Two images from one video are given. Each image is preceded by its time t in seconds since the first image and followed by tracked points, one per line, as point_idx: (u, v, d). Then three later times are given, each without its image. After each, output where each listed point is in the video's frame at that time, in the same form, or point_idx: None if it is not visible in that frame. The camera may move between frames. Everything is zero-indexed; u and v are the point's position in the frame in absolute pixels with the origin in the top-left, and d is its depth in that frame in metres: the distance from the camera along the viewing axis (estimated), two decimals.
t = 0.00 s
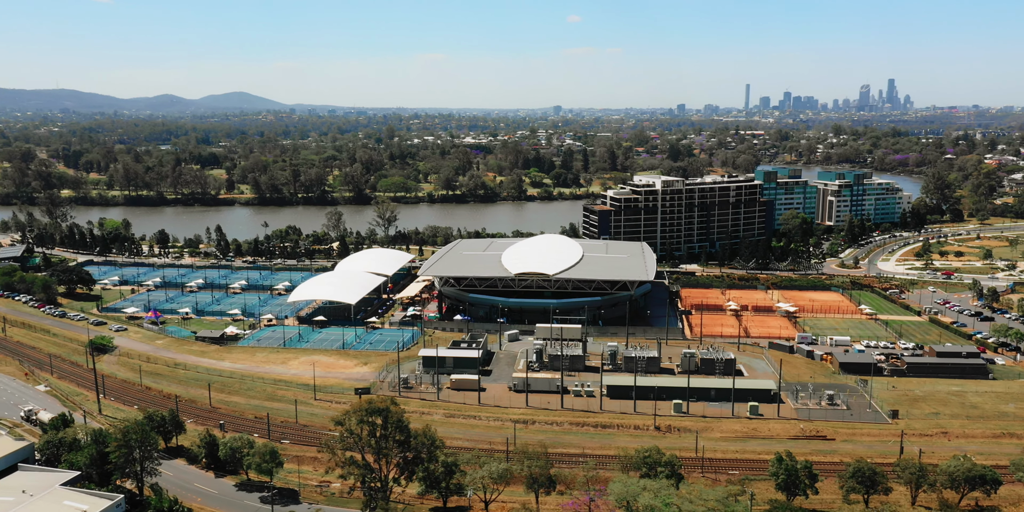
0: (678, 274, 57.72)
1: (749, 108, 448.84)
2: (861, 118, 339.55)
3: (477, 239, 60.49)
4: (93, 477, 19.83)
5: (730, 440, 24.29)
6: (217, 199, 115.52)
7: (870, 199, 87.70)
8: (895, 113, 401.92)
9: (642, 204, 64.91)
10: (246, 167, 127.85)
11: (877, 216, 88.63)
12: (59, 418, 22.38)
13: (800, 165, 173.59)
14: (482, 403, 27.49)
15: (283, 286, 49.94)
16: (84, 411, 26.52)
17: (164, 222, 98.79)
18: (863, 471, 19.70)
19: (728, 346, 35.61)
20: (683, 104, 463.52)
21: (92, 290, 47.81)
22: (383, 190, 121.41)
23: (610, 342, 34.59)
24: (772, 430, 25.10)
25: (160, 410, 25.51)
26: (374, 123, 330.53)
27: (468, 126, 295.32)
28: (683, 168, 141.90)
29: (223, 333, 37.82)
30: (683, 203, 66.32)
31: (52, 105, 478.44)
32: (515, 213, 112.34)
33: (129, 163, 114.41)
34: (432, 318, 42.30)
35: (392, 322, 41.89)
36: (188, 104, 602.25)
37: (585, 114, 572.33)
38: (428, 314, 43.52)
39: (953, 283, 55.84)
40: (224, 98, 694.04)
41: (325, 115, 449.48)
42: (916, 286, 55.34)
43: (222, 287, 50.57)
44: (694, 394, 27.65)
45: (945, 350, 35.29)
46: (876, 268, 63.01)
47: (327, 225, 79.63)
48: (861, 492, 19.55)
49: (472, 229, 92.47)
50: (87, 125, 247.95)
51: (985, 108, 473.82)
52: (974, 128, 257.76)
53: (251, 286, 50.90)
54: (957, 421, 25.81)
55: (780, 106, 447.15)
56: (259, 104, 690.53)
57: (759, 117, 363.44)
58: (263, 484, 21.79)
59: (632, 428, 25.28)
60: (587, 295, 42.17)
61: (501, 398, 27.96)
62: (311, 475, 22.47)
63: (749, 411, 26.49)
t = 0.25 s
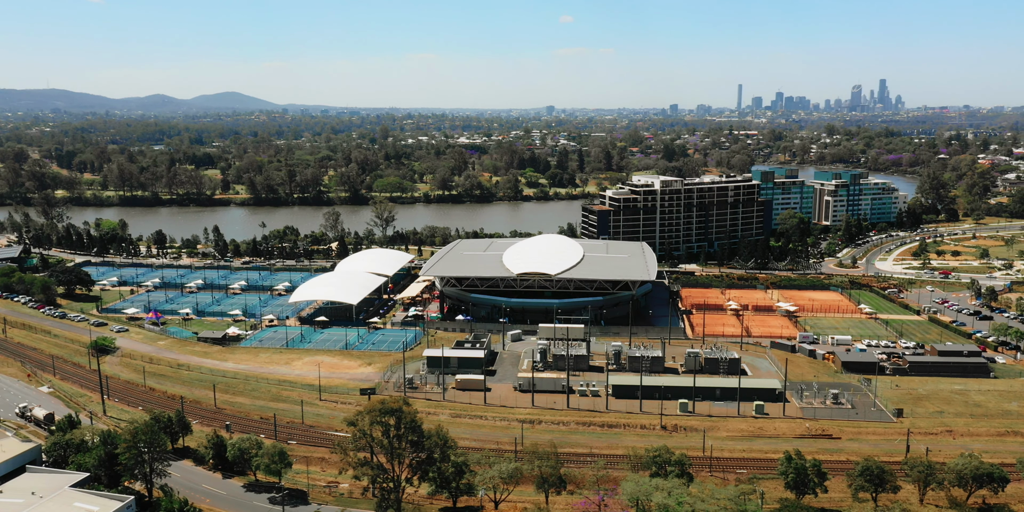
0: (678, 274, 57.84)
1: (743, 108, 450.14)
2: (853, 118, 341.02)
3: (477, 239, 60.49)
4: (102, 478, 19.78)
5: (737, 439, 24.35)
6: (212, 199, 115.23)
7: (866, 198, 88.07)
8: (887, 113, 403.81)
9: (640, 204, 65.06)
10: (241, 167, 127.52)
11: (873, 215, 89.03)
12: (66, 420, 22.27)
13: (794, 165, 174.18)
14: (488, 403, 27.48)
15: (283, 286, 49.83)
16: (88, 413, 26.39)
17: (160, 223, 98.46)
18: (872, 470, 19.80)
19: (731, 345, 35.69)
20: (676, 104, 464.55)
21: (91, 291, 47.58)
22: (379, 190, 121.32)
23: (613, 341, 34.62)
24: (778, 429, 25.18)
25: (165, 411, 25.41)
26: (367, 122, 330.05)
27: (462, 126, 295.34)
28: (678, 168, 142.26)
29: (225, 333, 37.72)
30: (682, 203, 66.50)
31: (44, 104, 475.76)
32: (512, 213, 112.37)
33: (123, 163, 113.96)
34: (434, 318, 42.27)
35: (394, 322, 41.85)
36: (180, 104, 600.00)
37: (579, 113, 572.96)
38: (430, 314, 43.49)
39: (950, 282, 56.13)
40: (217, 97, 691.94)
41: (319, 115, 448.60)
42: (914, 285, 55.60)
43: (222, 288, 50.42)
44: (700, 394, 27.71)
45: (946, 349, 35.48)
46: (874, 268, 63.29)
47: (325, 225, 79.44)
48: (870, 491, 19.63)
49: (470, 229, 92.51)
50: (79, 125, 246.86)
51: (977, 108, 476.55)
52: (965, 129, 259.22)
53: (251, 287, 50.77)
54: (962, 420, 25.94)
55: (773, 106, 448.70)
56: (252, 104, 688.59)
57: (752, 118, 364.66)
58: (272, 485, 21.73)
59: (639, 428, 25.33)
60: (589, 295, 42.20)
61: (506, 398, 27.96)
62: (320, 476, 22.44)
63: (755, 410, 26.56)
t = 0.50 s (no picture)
0: (678, 274, 57.94)
1: (736, 108, 451.32)
2: (846, 118, 342.27)
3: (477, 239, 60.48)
4: (112, 480, 19.78)
5: (744, 438, 24.42)
6: (208, 199, 114.88)
7: (862, 198, 88.38)
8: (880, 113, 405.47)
9: (639, 204, 65.19)
10: (236, 167, 127.14)
11: (870, 215, 89.35)
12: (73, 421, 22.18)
13: (788, 165, 174.69)
14: (494, 403, 27.48)
15: (283, 287, 49.69)
16: (93, 414, 26.30)
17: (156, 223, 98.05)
18: (880, 468, 19.91)
19: (733, 344, 35.79)
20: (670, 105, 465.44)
21: (90, 292, 47.33)
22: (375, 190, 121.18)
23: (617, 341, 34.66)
24: (784, 428, 25.26)
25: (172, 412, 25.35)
26: (361, 123, 329.51)
27: (456, 126, 295.28)
28: (673, 168, 142.52)
29: (227, 334, 37.59)
30: (680, 203, 66.64)
31: (36, 105, 473.21)
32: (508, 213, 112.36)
33: (118, 163, 113.46)
34: (436, 318, 42.23)
35: (396, 323, 41.80)
36: (173, 104, 597.65)
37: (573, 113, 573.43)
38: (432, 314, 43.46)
39: (949, 282, 56.40)
40: (210, 97, 689.71)
41: (313, 115, 447.59)
42: (912, 284, 55.86)
43: (222, 288, 50.24)
44: (705, 393, 27.78)
45: (947, 348, 35.66)
46: (872, 267, 63.54)
47: (323, 226, 79.25)
48: (879, 489, 19.72)
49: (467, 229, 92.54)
50: (71, 125, 245.69)
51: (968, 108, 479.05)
52: (957, 128, 260.47)
53: (250, 287, 50.61)
54: (966, 418, 26.07)
55: (766, 106, 450.05)
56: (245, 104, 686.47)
57: (745, 117, 365.63)
58: (280, 486, 21.72)
59: (646, 427, 25.37)
60: (591, 295, 42.25)
61: (512, 398, 27.96)
62: (328, 477, 22.43)
63: (761, 410, 26.63)
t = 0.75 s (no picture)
0: (677, 273, 58.06)
1: (729, 108, 452.32)
2: (838, 118, 343.44)
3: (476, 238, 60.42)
4: (121, 481, 19.74)
5: (750, 437, 24.50)
6: (203, 200, 114.54)
7: (859, 198, 88.72)
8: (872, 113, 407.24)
9: (638, 204, 65.33)
10: (231, 167, 126.79)
11: (866, 214, 89.69)
12: (80, 422, 22.07)
13: (782, 165, 175.26)
14: (500, 403, 27.49)
15: (283, 287, 49.53)
16: (97, 414, 26.19)
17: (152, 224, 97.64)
18: (888, 466, 19.98)
19: (736, 344, 35.89)
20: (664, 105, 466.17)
21: (89, 293, 47.09)
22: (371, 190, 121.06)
23: (619, 341, 34.71)
24: (790, 427, 25.33)
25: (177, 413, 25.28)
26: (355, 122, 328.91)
27: (449, 126, 295.13)
28: (668, 167, 142.77)
29: (230, 335, 37.46)
30: (679, 203, 66.78)
31: (27, 104, 470.46)
32: (504, 213, 112.37)
33: (112, 163, 112.97)
34: (438, 318, 42.19)
35: (398, 323, 41.78)
36: (165, 104, 595.29)
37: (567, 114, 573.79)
38: (433, 314, 43.42)
39: (946, 281, 56.68)
40: (203, 97, 687.31)
41: (307, 115, 446.59)
42: (910, 283, 56.13)
43: (221, 289, 50.09)
44: (710, 392, 27.86)
45: (947, 346, 35.86)
46: (870, 267, 63.83)
47: (320, 226, 79.06)
48: (888, 487, 19.80)
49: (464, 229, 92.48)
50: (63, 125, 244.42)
51: (959, 108, 481.55)
52: (949, 128, 261.66)
53: (250, 287, 50.48)
54: (971, 416, 26.20)
55: (759, 106, 451.33)
56: (238, 104, 684.40)
57: (738, 117, 366.50)
58: (289, 486, 21.68)
59: (652, 426, 25.44)
60: (592, 295, 42.30)
61: (518, 397, 27.98)
62: (336, 478, 22.43)
63: (766, 408, 26.71)
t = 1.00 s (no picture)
0: (677, 273, 58.20)
1: (723, 108, 453.50)
2: (831, 118, 344.66)
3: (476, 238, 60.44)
4: (130, 483, 19.65)
5: (756, 436, 24.58)
6: (198, 200, 114.22)
7: (855, 197, 89.07)
8: (865, 113, 408.92)
9: (637, 204, 65.44)
10: (226, 167, 126.40)
11: (862, 214, 90.06)
12: (87, 423, 21.98)
13: (776, 165, 175.73)
14: (506, 403, 27.48)
15: (283, 288, 49.42)
16: (102, 416, 26.08)
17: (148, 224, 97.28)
18: (897, 464, 20.07)
19: (739, 343, 35.99)
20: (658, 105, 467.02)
21: (88, 294, 46.89)
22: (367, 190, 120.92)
23: (622, 341, 34.77)
24: (796, 426, 25.42)
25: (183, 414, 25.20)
26: (349, 123, 328.37)
27: (443, 126, 294.86)
28: (664, 168, 143.07)
29: (232, 336, 37.37)
30: (678, 202, 66.92)
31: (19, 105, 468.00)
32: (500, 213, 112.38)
33: (107, 163, 112.52)
34: (439, 318, 42.19)
35: (400, 323, 41.76)
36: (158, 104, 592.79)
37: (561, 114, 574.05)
38: (435, 314, 43.38)
39: (944, 280, 56.98)
40: (196, 97, 684.93)
41: (300, 115, 445.53)
42: (908, 283, 56.39)
43: (221, 289, 49.96)
44: (715, 391, 27.95)
45: (948, 345, 36.05)
46: (868, 266, 64.09)
47: (318, 226, 78.91)
48: (897, 485, 19.89)
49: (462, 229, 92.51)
50: (55, 125, 243.18)
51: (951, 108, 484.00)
52: (942, 129, 262.88)
53: (251, 288, 50.35)
54: (974, 414, 26.35)
55: (753, 105, 452.61)
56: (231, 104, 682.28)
57: (732, 118, 367.59)
58: (297, 487, 21.64)
59: (658, 426, 25.49)
60: (594, 295, 42.36)
61: (524, 397, 27.99)
62: (345, 478, 22.41)
63: (771, 407, 26.80)
